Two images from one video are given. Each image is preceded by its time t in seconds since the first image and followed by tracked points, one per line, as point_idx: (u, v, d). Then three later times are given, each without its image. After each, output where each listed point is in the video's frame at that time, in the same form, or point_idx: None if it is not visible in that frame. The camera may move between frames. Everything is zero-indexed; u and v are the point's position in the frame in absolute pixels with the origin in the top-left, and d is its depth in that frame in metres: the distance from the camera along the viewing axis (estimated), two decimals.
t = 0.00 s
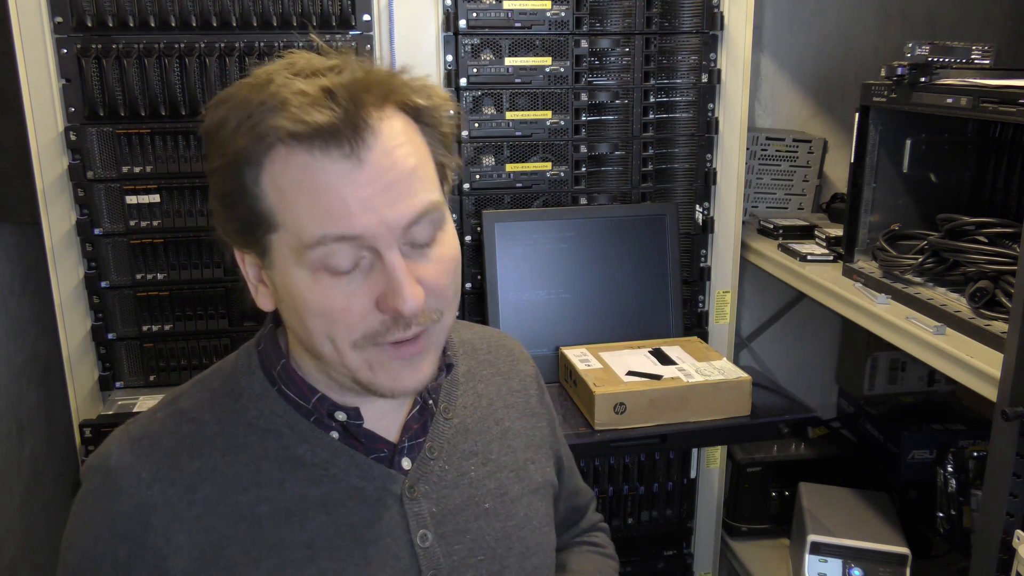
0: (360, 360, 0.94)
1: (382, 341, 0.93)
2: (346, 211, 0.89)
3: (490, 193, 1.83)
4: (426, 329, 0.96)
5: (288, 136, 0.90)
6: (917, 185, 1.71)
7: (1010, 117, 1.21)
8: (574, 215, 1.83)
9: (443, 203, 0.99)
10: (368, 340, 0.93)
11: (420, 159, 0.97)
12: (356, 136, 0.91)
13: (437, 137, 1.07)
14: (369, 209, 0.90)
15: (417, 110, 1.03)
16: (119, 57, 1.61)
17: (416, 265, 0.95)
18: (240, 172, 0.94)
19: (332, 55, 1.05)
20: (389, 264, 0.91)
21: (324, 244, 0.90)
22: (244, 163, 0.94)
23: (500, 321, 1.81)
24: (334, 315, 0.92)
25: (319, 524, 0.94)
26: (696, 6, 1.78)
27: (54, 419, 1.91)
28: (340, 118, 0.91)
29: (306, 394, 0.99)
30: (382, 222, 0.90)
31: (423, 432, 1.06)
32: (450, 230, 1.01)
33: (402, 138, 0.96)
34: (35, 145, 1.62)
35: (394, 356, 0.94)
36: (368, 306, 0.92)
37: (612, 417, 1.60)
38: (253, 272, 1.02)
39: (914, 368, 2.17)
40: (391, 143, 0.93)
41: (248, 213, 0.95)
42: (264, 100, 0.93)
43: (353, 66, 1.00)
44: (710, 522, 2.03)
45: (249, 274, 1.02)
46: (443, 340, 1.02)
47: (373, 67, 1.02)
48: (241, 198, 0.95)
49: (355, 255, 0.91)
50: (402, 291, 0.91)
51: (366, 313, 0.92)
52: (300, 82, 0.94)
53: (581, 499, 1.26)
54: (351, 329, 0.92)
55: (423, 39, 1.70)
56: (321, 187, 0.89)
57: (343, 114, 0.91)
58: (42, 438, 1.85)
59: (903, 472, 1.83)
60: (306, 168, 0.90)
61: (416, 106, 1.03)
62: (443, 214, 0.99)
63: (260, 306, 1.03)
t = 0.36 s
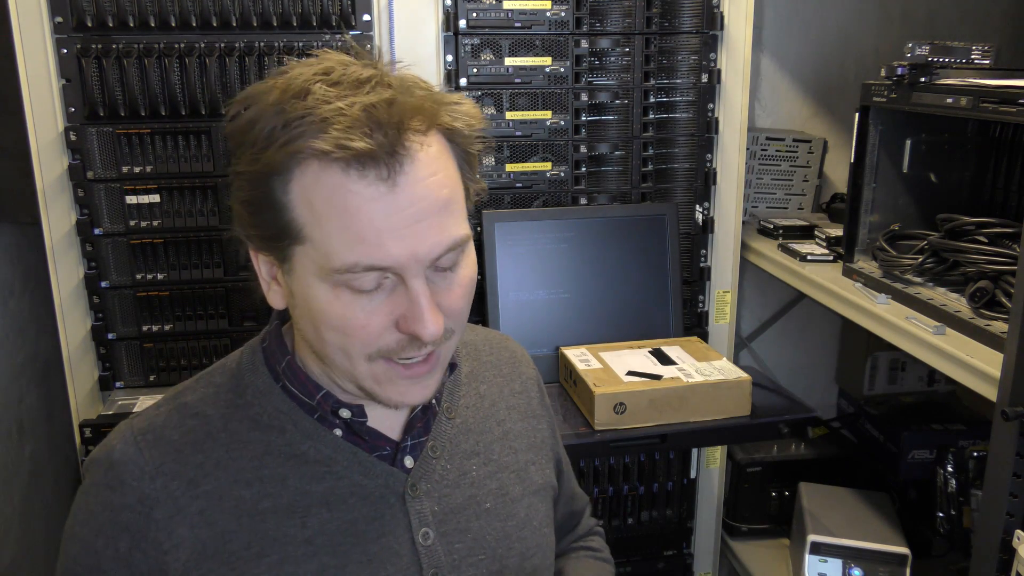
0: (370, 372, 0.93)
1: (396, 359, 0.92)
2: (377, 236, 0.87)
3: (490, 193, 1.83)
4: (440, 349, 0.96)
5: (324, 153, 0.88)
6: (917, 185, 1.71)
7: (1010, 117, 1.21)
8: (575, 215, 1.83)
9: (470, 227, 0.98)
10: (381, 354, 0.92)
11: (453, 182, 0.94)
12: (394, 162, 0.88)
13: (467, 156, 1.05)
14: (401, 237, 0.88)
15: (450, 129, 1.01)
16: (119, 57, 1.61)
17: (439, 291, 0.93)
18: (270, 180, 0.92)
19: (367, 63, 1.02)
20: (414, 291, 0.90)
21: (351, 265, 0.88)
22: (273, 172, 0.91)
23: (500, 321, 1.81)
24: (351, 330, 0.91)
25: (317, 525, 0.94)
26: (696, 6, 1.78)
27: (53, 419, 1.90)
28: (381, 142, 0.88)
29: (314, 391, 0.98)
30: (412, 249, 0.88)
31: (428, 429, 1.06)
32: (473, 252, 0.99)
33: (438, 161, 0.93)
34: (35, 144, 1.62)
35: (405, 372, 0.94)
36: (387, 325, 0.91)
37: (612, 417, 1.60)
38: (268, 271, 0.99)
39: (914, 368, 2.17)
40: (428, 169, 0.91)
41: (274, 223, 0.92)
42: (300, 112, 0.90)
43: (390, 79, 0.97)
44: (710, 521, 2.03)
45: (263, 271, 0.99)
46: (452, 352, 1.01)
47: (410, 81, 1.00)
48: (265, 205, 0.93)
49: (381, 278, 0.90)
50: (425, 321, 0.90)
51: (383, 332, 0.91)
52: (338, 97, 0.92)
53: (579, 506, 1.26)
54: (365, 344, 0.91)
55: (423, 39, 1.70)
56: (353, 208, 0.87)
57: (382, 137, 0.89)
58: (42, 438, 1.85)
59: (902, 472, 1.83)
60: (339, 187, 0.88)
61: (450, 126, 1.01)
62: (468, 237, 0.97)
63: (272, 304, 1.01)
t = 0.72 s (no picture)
0: (366, 378, 0.95)
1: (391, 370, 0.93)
2: (382, 250, 0.87)
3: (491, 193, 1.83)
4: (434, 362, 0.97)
5: (331, 163, 0.87)
6: (917, 186, 1.71)
7: (1010, 117, 1.21)
8: (575, 215, 1.83)
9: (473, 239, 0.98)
10: (377, 364, 0.93)
11: (461, 198, 0.94)
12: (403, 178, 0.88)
13: (473, 166, 1.05)
14: (407, 253, 0.88)
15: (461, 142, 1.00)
16: (119, 57, 1.60)
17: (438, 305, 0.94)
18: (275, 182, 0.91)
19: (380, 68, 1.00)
20: (414, 305, 0.90)
21: (353, 277, 0.88)
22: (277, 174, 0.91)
23: (501, 320, 1.81)
24: (349, 339, 0.91)
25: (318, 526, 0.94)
26: (696, 7, 1.78)
27: (53, 420, 1.90)
28: (390, 157, 0.88)
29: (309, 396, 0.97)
30: (416, 265, 0.88)
31: (418, 424, 1.06)
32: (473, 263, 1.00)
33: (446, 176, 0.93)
34: (35, 145, 1.62)
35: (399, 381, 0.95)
36: (384, 335, 0.91)
37: (613, 417, 1.60)
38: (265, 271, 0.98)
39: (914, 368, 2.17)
40: (436, 186, 0.91)
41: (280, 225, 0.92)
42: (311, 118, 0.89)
43: (402, 89, 0.97)
44: (710, 521, 2.03)
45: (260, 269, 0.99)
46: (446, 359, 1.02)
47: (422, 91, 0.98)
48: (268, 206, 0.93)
49: (383, 291, 0.90)
50: (423, 337, 0.90)
51: (381, 342, 0.91)
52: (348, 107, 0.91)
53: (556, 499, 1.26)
54: (361, 352, 0.92)
55: (423, 39, 1.70)
56: (358, 222, 0.87)
57: (390, 151, 0.88)
58: (42, 439, 1.85)
59: (902, 472, 1.84)
60: (347, 198, 0.87)
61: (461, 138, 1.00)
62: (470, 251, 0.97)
63: (266, 301, 1.00)
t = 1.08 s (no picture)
0: (349, 364, 0.94)
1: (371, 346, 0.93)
2: (345, 213, 0.89)
3: (491, 193, 1.83)
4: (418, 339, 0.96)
5: (291, 129, 0.91)
6: (917, 185, 1.71)
7: (1010, 117, 1.21)
8: (574, 215, 1.83)
9: (448, 214, 0.99)
10: (357, 341, 0.93)
11: (427, 166, 0.96)
12: (359, 136, 0.91)
13: (448, 145, 1.07)
14: (367, 211, 0.90)
15: (429, 116, 1.03)
16: (119, 57, 1.60)
17: (411, 273, 0.95)
18: (246, 162, 0.95)
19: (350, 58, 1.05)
20: (382, 269, 0.92)
21: (320, 243, 0.90)
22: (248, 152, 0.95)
23: (500, 320, 1.81)
24: (325, 315, 0.92)
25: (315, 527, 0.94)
26: (696, 7, 1.78)
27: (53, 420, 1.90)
28: (344, 116, 0.91)
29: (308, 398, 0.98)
30: (379, 227, 0.91)
31: (420, 430, 1.08)
32: (452, 242, 1.01)
33: (410, 143, 0.95)
34: (35, 145, 1.62)
35: (381, 362, 0.94)
36: (358, 308, 0.92)
37: (613, 417, 1.60)
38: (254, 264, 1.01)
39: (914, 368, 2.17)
40: (397, 147, 0.93)
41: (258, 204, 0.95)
42: (273, 94, 0.94)
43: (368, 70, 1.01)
44: (710, 522, 2.03)
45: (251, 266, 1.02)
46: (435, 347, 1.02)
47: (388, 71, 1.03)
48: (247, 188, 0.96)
49: (352, 258, 0.92)
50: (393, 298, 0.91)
51: (356, 315, 0.92)
52: (307, 80, 0.95)
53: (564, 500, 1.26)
54: (340, 330, 0.92)
55: (424, 39, 1.70)
56: (319, 184, 0.90)
57: (347, 112, 0.92)
58: (42, 439, 1.85)
59: (902, 472, 1.84)
60: (308, 163, 0.91)
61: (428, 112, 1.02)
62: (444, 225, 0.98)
63: (260, 299, 1.03)
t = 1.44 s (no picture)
0: (330, 353, 0.95)
1: (348, 335, 0.94)
2: (313, 202, 0.91)
3: (491, 193, 1.83)
4: (397, 326, 0.96)
5: (260, 125, 0.93)
6: (917, 185, 1.71)
7: (1010, 117, 1.21)
8: (574, 215, 1.83)
9: (425, 199, 0.98)
10: (335, 330, 0.94)
11: (399, 152, 0.96)
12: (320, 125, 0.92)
13: (430, 134, 1.06)
14: (333, 199, 0.91)
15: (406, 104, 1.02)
16: (119, 57, 1.60)
17: (387, 259, 0.95)
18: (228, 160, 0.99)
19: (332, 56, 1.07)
20: (354, 255, 0.93)
21: (293, 234, 0.93)
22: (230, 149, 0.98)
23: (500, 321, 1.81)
24: (303, 305, 0.94)
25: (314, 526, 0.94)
26: (696, 7, 1.78)
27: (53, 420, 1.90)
28: (308, 110, 0.92)
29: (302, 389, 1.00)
30: (347, 215, 0.92)
31: (426, 424, 1.04)
32: (433, 228, 1.00)
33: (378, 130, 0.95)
34: (35, 144, 1.62)
35: (360, 350, 0.95)
36: (333, 297, 0.93)
37: (612, 417, 1.60)
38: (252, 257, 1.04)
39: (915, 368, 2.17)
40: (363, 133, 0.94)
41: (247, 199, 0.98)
42: (246, 95, 0.97)
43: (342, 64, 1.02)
44: (710, 522, 2.03)
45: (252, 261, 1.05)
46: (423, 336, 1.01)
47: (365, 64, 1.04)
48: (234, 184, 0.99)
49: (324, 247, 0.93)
50: (364, 284, 0.92)
51: (332, 304, 0.93)
52: (278, 79, 0.97)
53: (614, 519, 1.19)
54: (319, 320, 0.94)
55: (423, 39, 1.70)
56: (287, 177, 0.92)
57: (309, 102, 0.93)
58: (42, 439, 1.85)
59: (902, 472, 1.84)
60: (278, 157, 0.93)
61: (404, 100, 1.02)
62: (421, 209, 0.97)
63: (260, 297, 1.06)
